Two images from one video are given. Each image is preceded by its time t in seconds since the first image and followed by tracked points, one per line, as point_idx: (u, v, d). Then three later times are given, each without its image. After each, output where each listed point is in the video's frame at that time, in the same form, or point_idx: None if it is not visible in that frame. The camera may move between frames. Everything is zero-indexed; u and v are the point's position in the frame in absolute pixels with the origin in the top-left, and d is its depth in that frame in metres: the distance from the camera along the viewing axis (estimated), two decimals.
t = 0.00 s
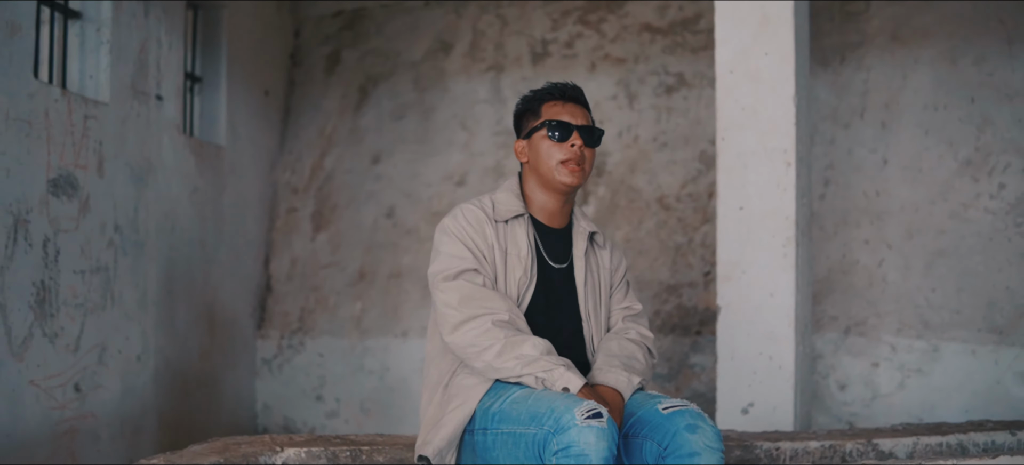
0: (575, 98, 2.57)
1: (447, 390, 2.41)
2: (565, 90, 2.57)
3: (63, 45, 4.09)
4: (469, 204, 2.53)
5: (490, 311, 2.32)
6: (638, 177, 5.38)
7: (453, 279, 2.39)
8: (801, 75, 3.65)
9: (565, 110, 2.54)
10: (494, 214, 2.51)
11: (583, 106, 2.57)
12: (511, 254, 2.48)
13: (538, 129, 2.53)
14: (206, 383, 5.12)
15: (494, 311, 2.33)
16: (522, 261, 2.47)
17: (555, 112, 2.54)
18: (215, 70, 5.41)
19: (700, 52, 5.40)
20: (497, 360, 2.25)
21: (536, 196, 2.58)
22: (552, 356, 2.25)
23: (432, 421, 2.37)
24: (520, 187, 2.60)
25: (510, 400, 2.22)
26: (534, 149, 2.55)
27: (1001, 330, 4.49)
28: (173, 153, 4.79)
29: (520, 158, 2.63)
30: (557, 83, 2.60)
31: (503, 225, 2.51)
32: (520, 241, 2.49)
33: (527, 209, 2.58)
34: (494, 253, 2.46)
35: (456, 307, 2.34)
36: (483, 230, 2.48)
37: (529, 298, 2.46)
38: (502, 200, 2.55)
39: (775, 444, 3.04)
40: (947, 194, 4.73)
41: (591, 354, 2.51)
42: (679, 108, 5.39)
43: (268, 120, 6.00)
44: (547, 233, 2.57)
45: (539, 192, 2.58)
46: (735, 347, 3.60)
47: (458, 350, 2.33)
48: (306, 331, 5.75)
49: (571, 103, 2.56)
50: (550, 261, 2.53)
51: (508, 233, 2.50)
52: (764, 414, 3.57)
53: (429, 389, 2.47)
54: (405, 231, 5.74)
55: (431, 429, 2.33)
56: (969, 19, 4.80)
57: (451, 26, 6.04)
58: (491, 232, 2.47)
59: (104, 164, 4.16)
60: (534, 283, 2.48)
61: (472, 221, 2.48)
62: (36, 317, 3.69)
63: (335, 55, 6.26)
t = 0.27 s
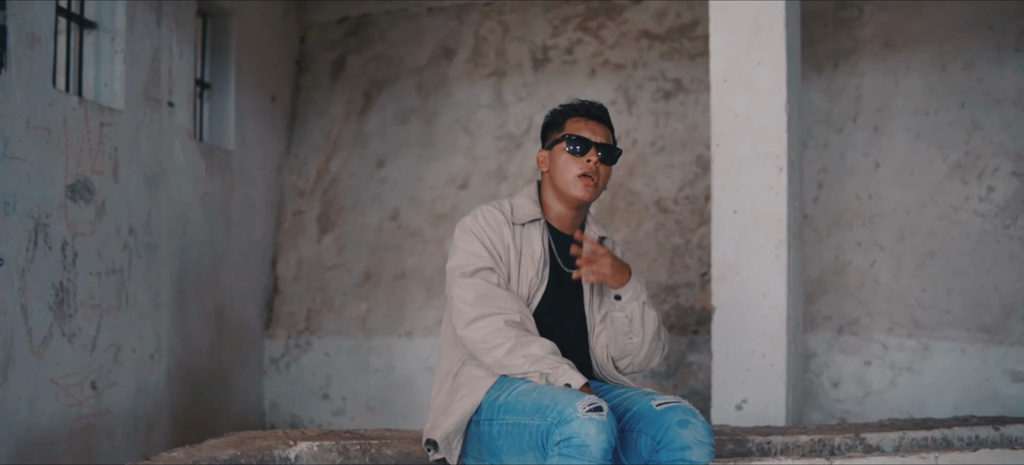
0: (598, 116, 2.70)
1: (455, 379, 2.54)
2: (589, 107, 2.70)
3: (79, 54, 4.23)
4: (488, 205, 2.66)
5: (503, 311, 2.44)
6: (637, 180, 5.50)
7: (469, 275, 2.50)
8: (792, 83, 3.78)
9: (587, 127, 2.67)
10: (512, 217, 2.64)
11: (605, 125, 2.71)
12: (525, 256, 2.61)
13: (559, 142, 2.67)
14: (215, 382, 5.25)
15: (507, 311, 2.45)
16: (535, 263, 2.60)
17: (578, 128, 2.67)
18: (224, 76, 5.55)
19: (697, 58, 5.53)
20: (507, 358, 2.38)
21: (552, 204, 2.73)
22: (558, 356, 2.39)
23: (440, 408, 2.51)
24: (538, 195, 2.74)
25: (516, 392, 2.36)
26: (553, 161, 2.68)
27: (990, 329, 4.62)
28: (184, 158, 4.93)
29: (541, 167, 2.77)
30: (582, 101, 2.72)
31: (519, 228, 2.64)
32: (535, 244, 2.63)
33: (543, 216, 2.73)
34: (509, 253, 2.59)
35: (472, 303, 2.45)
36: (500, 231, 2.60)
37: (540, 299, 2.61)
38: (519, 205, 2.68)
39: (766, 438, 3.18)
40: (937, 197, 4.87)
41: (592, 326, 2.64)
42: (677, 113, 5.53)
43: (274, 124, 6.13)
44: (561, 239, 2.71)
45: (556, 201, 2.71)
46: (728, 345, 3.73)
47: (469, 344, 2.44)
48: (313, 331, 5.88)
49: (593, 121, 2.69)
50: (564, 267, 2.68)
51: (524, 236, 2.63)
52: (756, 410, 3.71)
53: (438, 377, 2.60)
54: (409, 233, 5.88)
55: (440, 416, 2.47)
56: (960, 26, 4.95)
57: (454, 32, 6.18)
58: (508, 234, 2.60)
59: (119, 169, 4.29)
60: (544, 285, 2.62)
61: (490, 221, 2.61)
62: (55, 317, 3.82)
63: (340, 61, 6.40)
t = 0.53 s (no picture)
0: (598, 118, 2.83)
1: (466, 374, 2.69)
2: (589, 110, 2.82)
3: (95, 60, 4.38)
4: (497, 208, 2.80)
5: (511, 312, 2.58)
6: (636, 182, 5.63)
7: (479, 279, 2.64)
8: (784, 89, 3.92)
9: (589, 129, 2.80)
10: (520, 219, 2.78)
11: (604, 126, 2.84)
12: (533, 257, 2.75)
13: (563, 145, 2.79)
14: (225, 379, 5.39)
15: (515, 312, 2.59)
16: (542, 263, 2.74)
17: (580, 131, 2.80)
18: (233, 81, 5.70)
19: (695, 63, 5.68)
20: (517, 356, 2.52)
21: (558, 204, 2.85)
22: (565, 352, 2.53)
23: (453, 401, 2.67)
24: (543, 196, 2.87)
25: (528, 384, 2.50)
26: (558, 163, 2.81)
27: (979, 327, 4.74)
28: (195, 161, 5.07)
29: (546, 169, 2.88)
30: (583, 104, 2.85)
31: (527, 229, 2.78)
32: (542, 245, 2.76)
33: (549, 216, 2.85)
34: (517, 255, 2.74)
35: (481, 306, 2.59)
36: (508, 233, 2.74)
37: (547, 297, 2.75)
38: (527, 206, 2.82)
39: (758, 430, 3.31)
40: (928, 198, 5.00)
41: (599, 319, 2.79)
42: (674, 116, 5.67)
43: (281, 128, 6.28)
44: (566, 238, 2.85)
45: (561, 201, 2.84)
46: (723, 342, 3.87)
47: (479, 344, 2.59)
48: (319, 329, 6.02)
49: (594, 124, 2.81)
50: (570, 264, 2.81)
51: (531, 237, 2.77)
52: (750, 404, 3.85)
53: (452, 369, 2.74)
54: (413, 234, 6.01)
55: (454, 410, 2.65)
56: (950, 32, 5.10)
57: (457, 37, 6.32)
58: (516, 236, 2.74)
59: (133, 172, 4.44)
60: (552, 284, 2.76)
61: (499, 224, 2.75)
62: (73, 315, 3.96)
63: (346, 65, 6.55)
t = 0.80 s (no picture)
0: (597, 126, 2.93)
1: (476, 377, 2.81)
2: (590, 118, 2.92)
3: (116, 66, 4.53)
4: (499, 220, 2.90)
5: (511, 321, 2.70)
6: (638, 185, 5.78)
7: (478, 296, 2.76)
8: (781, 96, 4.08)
9: (591, 138, 2.90)
10: (524, 230, 2.89)
11: (605, 134, 2.94)
12: (537, 267, 2.87)
13: (566, 153, 2.90)
14: (238, 376, 5.54)
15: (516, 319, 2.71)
16: (548, 272, 2.87)
17: (582, 139, 2.90)
18: (246, 86, 5.85)
19: (695, 69, 5.83)
20: (521, 362, 2.66)
21: (559, 209, 2.98)
22: (565, 344, 2.67)
23: (467, 405, 2.80)
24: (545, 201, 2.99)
25: (535, 382, 2.66)
26: (560, 171, 2.92)
27: (971, 325, 4.89)
28: (211, 164, 5.22)
29: (546, 174, 2.99)
30: (582, 111, 2.94)
31: (531, 239, 2.90)
32: (546, 255, 2.89)
33: (551, 220, 2.98)
34: (521, 265, 2.85)
35: (482, 322, 2.71)
36: (512, 247, 2.85)
37: (552, 304, 2.86)
38: (529, 214, 2.94)
39: (755, 423, 3.47)
40: (922, 201, 5.15)
41: (604, 321, 2.93)
42: (676, 120, 5.82)
43: (291, 131, 6.43)
44: (568, 243, 2.98)
45: (562, 207, 2.97)
46: (722, 339, 4.02)
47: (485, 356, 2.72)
48: (329, 328, 6.17)
49: (595, 132, 2.92)
50: (570, 267, 2.94)
51: (535, 247, 2.89)
52: (748, 399, 4.00)
53: (461, 376, 2.86)
54: (420, 235, 6.16)
55: (470, 416, 2.77)
56: (943, 39, 5.25)
57: (463, 43, 6.48)
58: (519, 247, 2.85)
59: (153, 175, 4.59)
60: (557, 293, 2.88)
61: (501, 237, 2.86)
62: (97, 313, 4.12)
63: (354, 70, 6.70)
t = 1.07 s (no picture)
0: (586, 130, 2.97)
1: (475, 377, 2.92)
2: (578, 125, 2.95)
3: (133, 69, 4.66)
4: (487, 228, 2.98)
5: (447, 312, 2.83)
6: (640, 184, 5.91)
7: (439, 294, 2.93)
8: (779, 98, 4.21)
9: (579, 145, 2.95)
10: (514, 234, 2.98)
11: (592, 136, 2.99)
12: (529, 269, 2.96)
13: (556, 162, 2.95)
14: (249, 371, 5.67)
15: (453, 311, 2.82)
16: (539, 273, 2.95)
17: (572, 147, 2.95)
18: (257, 88, 5.98)
19: (696, 71, 5.96)
20: (448, 347, 2.78)
21: (552, 211, 3.06)
22: (475, 323, 2.70)
23: (468, 406, 2.91)
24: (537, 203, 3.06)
25: (535, 375, 2.77)
26: (552, 177, 2.98)
27: (965, 321, 5.02)
28: (223, 165, 5.35)
29: (537, 178, 3.05)
30: (569, 116, 2.97)
31: (522, 242, 2.98)
32: (537, 256, 2.97)
33: (544, 222, 3.07)
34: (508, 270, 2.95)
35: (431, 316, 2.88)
36: (498, 252, 2.95)
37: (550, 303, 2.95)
38: (519, 216, 3.01)
39: (754, 414, 3.61)
40: (917, 200, 5.28)
41: (607, 318, 3.01)
42: (677, 121, 5.94)
43: (300, 131, 6.56)
44: (563, 241, 3.06)
45: (555, 209, 3.05)
46: (722, 334, 4.15)
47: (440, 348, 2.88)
48: (337, 324, 6.30)
49: (583, 138, 2.96)
50: (565, 264, 3.01)
51: (526, 250, 2.98)
52: (747, 392, 4.13)
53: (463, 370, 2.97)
54: (426, 233, 6.29)
55: (471, 416, 2.90)
56: (938, 42, 5.38)
57: (468, 45, 6.61)
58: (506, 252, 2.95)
59: (169, 175, 4.72)
60: (552, 291, 2.96)
61: (486, 245, 2.95)
62: (117, 308, 4.25)
63: (361, 71, 6.83)
